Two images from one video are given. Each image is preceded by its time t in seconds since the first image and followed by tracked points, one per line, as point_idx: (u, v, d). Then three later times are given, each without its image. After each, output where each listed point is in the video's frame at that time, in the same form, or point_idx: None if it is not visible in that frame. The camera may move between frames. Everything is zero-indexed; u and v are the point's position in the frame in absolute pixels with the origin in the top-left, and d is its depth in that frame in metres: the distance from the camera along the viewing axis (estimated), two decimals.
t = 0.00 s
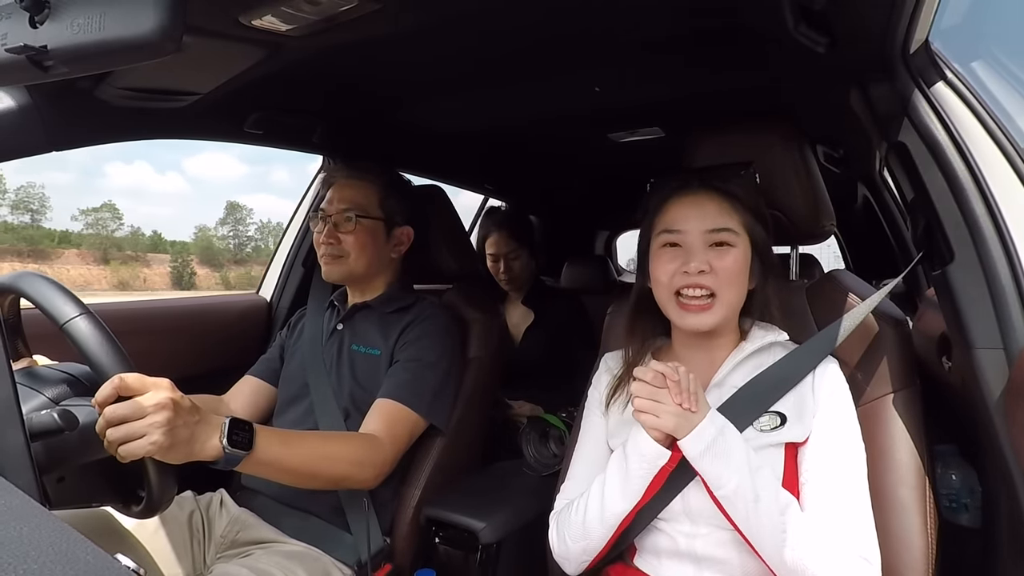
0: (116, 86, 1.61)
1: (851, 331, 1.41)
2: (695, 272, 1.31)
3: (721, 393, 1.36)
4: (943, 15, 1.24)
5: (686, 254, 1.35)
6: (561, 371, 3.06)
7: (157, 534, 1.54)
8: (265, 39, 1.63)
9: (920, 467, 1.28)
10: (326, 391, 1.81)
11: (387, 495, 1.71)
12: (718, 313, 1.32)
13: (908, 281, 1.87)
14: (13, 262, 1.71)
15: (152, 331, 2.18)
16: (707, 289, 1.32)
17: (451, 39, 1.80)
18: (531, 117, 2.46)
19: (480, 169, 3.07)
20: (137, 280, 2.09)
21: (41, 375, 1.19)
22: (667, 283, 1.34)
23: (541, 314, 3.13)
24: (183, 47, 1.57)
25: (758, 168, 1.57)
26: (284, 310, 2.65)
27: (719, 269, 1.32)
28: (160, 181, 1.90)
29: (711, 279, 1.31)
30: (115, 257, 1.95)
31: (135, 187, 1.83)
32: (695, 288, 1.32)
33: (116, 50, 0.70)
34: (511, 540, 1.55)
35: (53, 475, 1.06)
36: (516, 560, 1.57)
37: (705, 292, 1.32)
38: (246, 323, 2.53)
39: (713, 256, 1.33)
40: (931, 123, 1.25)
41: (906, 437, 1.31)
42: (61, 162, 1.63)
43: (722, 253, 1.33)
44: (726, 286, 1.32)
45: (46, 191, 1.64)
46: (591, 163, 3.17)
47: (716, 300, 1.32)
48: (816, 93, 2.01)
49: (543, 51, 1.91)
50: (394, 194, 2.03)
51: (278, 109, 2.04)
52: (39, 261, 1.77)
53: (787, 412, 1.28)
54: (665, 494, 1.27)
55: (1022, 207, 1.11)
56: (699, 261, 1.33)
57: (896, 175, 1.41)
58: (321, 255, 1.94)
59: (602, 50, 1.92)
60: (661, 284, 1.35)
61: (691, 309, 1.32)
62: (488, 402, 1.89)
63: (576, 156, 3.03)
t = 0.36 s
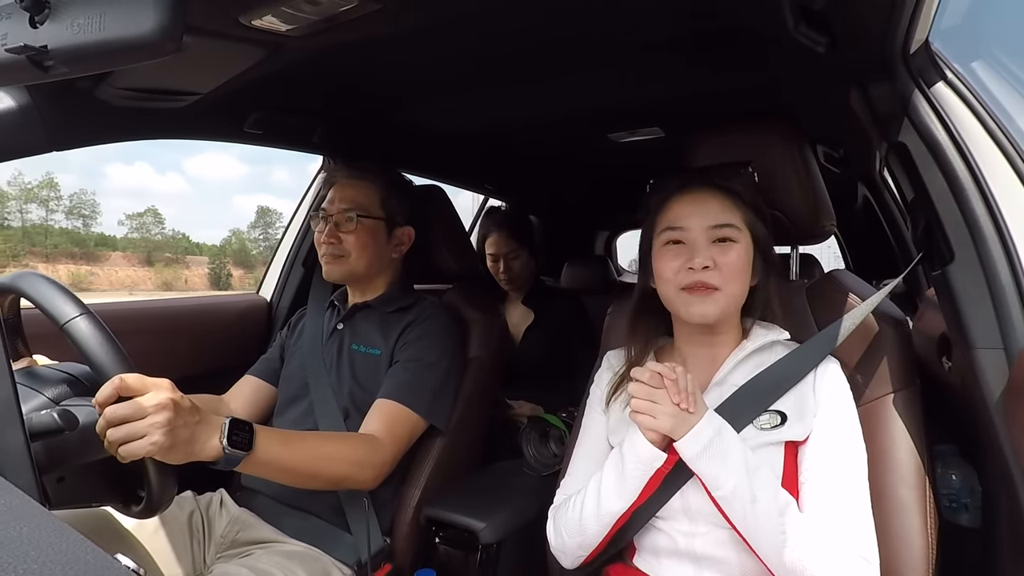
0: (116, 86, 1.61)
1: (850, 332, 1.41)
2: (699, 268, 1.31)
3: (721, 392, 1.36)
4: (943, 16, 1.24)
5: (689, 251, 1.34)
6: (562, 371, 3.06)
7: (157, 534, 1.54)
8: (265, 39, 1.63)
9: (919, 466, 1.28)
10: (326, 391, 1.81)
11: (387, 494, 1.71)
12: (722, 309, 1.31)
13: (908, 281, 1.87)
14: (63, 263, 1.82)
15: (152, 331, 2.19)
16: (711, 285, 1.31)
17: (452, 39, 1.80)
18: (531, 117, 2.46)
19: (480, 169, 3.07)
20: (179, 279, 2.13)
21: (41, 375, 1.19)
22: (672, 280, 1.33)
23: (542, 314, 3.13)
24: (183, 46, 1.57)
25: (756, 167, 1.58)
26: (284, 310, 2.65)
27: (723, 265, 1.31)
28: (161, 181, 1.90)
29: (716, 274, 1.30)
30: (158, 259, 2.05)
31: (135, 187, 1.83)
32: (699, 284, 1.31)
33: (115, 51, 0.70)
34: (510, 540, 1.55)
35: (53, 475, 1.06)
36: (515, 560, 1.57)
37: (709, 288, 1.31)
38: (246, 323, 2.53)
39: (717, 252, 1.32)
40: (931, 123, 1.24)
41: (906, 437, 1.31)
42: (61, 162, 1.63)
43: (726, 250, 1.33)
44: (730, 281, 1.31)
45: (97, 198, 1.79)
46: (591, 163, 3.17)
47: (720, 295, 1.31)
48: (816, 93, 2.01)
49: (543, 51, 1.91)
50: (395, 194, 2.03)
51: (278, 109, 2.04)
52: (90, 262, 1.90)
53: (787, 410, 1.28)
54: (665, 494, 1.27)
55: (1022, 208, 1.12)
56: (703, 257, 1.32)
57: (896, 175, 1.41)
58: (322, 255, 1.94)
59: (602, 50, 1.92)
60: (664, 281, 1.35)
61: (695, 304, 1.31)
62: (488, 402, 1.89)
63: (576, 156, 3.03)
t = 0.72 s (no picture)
0: (116, 86, 1.61)
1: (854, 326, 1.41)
2: (719, 264, 1.31)
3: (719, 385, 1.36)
4: (943, 15, 1.23)
5: (704, 250, 1.34)
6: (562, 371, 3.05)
7: (157, 534, 1.54)
8: (265, 39, 1.63)
9: (919, 466, 1.28)
10: (326, 391, 1.81)
11: (387, 494, 1.72)
12: (749, 301, 1.32)
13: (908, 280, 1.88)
14: (110, 264, 1.99)
15: (152, 331, 2.19)
16: (731, 279, 1.32)
17: (452, 39, 1.80)
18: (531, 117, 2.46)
19: (480, 168, 3.06)
20: (217, 281, 2.23)
21: (41, 375, 1.19)
22: (691, 281, 1.34)
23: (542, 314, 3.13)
24: (183, 46, 1.57)
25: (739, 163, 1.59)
26: (284, 310, 2.65)
27: (741, 257, 1.32)
28: (161, 181, 1.90)
29: (736, 267, 1.31)
30: (196, 259, 2.15)
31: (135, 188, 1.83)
32: (720, 280, 1.32)
33: (115, 50, 0.70)
34: (510, 540, 1.55)
35: (53, 475, 1.06)
36: (515, 559, 1.57)
37: (731, 282, 1.32)
38: (246, 323, 2.53)
39: (731, 247, 1.33)
40: (931, 124, 1.25)
41: (906, 437, 1.31)
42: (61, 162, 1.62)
43: (740, 242, 1.33)
44: (750, 272, 1.32)
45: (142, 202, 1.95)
46: (591, 163, 3.17)
47: (743, 287, 1.32)
48: (815, 93, 2.01)
49: (543, 51, 1.91)
50: (395, 195, 2.03)
51: (279, 109, 2.04)
52: (134, 263, 2.06)
53: (785, 401, 1.29)
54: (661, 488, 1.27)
55: (1021, 208, 1.12)
56: (719, 253, 1.33)
57: (897, 175, 1.41)
58: (322, 255, 1.94)
59: (602, 50, 1.92)
60: (683, 283, 1.35)
61: (720, 300, 1.32)
62: (488, 403, 1.89)
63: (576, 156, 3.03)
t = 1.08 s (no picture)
0: (116, 86, 1.61)
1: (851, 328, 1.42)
2: (715, 268, 1.32)
3: (717, 384, 1.36)
4: (944, 15, 1.23)
5: (701, 256, 1.35)
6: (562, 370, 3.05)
7: (157, 534, 1.54)
8: (265, 39, 1.63)
9: (919, 466, 1.28)
10: (326, 391, 1.80)
11: (387, 494, 1.72)
12: (748, 303, 1.33)
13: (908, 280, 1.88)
14: (153, 265, 2.06)
15: (153, 331, 2.19)
16: (728, 283, 1.33)
17: (452, 39, 1.80)
18: (531, 117, 2.46)
19: (480, 168, 3.06)
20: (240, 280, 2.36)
21: (41, 375, 1.19)
22: (689, 287, 1.34)
23: (542, 314, 3.13)
24: (183, 46, 1.57)
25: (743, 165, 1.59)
26: (284, 310, 2.65)
27: (736, 261, 1.32)
28: (162, 181, 1.90)
29: (732, 271, 1.32)
30: (231, 260, 2.23)
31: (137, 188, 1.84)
32: (716, 284, 1.33)
33: (115, 51, 0.70)
34: (510, 540, 1.55)
35: (54, 475, 1.06)
36: (515, 559, 1.58)
37: (728, 286, 1.33)
38: (246, 323, 2.53)
39: (725, 250, 1.33)
40: (931, 124, 1.25)
41: (906, 437, 1.31)
42: (61, 162, 1.63)
43: (735, 246, 1.34)
44: (748, 274, 1.33)
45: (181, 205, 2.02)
46: (591, 163, 3.17)
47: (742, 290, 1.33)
48: (816, 93, 2.00)
49: (542, 51, 1.91)
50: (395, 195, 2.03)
51: (278, 108, 2.04)
52: (176, 265, 2.11)
53: (784, 400, 1.29)
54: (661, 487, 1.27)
55: (1021, 209, 1.12)
56: (715, 257, 1.33)
57: (897, 175, 1.41)
58: (344, 251, 1.93)
59: (602, 50, 1.92)
60: (681, 287, 1.35)
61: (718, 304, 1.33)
62: (488, 403, 1.89)
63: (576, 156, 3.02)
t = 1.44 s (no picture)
0: (115, 86, 1.61)
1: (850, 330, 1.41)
2: (692, 265, 1.32)
3: (716, 389, 1.34)
4: (942, 15, 1.23)
5: (683, 248, 1.36)
6: (561, 370, 3.06)
7: (156, 534, 1.53)
8: (264, 39, 1.63)
9: (919, 467, 1.29)
10: (325, 392, 1.80)
11: (386, 494, 1.72)
12: (715, 301, 1.32)
13: (907, 280, 1.88)
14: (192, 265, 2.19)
15: (151, 331, 2.18)
16: (705, 281, 1.33)
17: (451, 39, 1.80)
18: (530, 117, 2.46)
19: (479, 168, 3.06)
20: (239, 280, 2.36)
21: (40, 375, 1.19)
22: (668, 277, 1.36)
23: (541, 314, 3.13)
24: (182, 46, 1.57)
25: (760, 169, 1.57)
26: (283, 310, 2.65)
27: (716, 261, 1.32)
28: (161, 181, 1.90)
29: (709, 270, 1.32)
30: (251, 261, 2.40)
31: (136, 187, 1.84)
32: (694, 281, 1.33)
33: (114, 50, 0.70)
34: (509, 540, 1.55)
35: (53, 475, 1.06)
36: (515, 560, 1.58)
37: (704, 284, 1.33)
38: (244, 323, 2.53)
39: (710, 249, 1.34)
40: (930, 124, 1.25)
41: (906, 437, 1.31)
42: (59, 163, 1.63)
43: (719, 246, 1.34)
44: (726, 275, 1.32)
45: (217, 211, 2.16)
46: (590, 163, 3.16)
47: (716, 289, 1.32)
48: (815, 94, 2.00)
49: (542, 51, 1.91)
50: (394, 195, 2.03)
51: (277, 108, 2.04)
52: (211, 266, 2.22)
53: (792, 409, 1.28)
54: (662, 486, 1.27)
55: (1020, 210, 1.12)
56: (697, 254, 1.34)
57: (894, 173, 1.41)
58: (335, 255, 1.92)
59: (601, 50, 1.92)
60: (662, 278, 1.37)
61: (690, 299, 1.33)
62: (487, 403, 1.89)
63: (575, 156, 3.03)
